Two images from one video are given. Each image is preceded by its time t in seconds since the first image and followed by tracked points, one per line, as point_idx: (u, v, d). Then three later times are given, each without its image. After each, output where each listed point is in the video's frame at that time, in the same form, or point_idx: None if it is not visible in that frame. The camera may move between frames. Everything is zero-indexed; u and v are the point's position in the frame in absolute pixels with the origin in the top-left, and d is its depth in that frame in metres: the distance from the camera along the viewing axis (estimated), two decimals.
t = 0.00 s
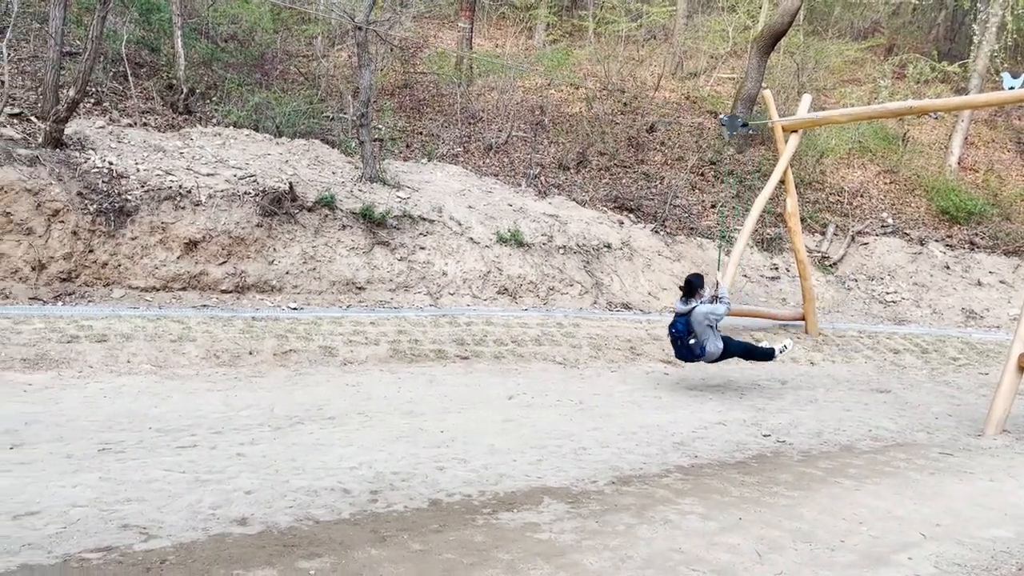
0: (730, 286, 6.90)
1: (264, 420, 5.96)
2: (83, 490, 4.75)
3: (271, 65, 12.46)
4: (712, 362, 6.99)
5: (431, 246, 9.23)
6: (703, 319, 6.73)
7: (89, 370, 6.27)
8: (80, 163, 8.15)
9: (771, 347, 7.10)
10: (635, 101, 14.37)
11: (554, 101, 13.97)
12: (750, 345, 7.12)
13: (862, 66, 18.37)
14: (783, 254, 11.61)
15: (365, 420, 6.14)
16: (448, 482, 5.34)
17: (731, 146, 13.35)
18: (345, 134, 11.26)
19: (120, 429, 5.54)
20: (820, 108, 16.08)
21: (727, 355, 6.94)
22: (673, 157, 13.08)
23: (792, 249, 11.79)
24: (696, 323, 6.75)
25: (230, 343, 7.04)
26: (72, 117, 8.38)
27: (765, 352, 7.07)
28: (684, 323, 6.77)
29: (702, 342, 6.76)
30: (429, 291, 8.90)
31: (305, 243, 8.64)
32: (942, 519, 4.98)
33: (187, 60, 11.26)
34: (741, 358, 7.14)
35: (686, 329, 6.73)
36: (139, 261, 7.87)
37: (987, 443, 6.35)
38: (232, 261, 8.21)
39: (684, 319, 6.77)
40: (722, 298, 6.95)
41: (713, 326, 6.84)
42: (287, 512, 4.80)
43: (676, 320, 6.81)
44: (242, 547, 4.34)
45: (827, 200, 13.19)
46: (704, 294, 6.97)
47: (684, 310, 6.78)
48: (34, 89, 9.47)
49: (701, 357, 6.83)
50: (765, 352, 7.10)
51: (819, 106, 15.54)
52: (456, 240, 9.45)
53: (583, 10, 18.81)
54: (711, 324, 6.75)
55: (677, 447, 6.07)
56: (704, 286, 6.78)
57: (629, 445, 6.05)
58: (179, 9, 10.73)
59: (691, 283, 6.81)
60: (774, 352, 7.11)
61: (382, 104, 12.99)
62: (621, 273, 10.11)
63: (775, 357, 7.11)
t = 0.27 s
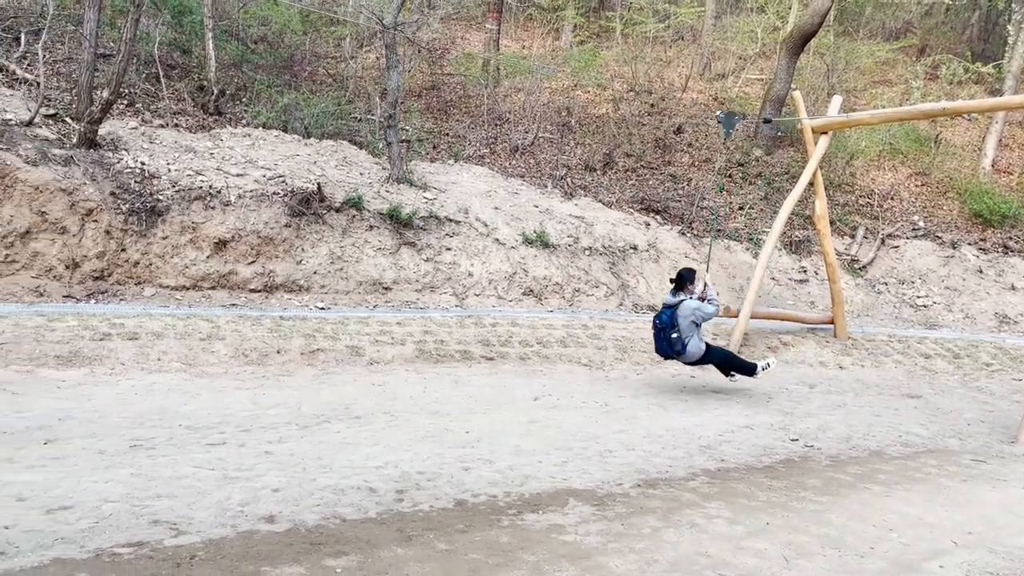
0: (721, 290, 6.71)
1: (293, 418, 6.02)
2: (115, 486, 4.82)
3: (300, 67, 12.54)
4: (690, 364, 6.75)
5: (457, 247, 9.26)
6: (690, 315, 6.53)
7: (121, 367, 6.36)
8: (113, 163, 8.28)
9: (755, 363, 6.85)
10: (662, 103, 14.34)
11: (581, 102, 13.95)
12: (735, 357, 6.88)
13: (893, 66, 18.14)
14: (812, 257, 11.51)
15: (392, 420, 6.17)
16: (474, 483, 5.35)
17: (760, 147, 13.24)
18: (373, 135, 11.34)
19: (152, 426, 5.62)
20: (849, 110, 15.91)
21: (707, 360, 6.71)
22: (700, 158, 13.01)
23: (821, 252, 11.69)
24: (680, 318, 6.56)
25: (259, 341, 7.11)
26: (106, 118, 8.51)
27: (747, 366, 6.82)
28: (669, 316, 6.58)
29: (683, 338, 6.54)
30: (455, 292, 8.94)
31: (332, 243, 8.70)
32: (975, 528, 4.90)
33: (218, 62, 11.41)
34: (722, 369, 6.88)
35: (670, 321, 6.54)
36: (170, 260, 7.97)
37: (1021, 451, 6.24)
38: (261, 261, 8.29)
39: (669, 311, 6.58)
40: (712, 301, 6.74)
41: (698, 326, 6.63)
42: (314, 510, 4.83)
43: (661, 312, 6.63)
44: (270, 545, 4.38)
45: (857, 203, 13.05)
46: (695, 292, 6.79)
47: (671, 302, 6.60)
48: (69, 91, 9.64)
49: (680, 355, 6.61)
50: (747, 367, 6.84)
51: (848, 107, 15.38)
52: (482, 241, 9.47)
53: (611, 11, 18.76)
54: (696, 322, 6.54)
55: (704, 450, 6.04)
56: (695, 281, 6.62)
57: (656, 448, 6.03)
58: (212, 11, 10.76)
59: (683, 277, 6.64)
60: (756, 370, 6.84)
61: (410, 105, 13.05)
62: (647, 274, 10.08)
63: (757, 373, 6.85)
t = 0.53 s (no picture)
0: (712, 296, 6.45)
1: (327, 417, 6.07)
2: (154, 482, 4.90)
3: (335, 68, 12.67)
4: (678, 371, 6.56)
5: (489, 248, 9.28)
6: (679, 322, 6.29)
7: (159, 365, 6.47)
8: (153, 164, 8.43)
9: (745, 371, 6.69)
10: (696, 103, 14.29)
11: (614, 103, 13.94)
12: (725, 364, 6.70)
13: (933, 67, 17.82)
14: (849, 259, 11.37)
15: (426, 420, 6.20)
16: (506, 484, 5.36)
17: (796, 149, 13.12)
18: (406, 137, 11.43)
19: (190, 423, 5.71)
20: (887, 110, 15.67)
21: (696, 368, 6.51)
22: (735, 160, 12.91)
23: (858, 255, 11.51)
24: (669, 326, 6.32)
25: (293, 341, 7.18)
26: (147, 120, 8.68)
27: (736, 374, 6.66)
28: (658, 324, 6.34)
29: (671, 346, 6.32)
30: (487, 292, 8.96)
31: (366, 243, 8.76)
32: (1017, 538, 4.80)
33: (255, 64, 11.64)
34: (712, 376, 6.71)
35: (658, 329, 6.30)
36: (207, 259, 8.08)
37: None
38: (296, 261, 8.38)
39: (658, 318, 6.34)
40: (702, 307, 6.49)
41: (688, 334, 6.40)
42: (348, 508, 4.87)
43: (650, 319, 6.38)
44: (304, 542, 4.43)
45: (895, 205, 12.87)
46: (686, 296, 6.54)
47: (660, 309, 6.35)
48: (110, 93, 9.85)
49: (668, 364, 6.40)
50: (736, 375, 6.68)
51: (886, 108, 15.16)
52: (514, 242, 9.49)
53: (645, 11, 18.71)
54: (685, 330, 6.30)
55: (738, 455, 5.98)
56: (685, 287, 6.36)
57: (689, 452, 5.99)
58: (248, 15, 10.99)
59: (672, 282, 6.37)
60: (749, 379, 6.71)
61: (443, 106, 13.11)
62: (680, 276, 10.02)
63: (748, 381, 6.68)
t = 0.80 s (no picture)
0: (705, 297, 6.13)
1: (368, 416, 6.14)
2: (200, 477, 4.99)
3: (376, 71, 12.90)
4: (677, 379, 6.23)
5: (527, 249, 9.30)
6: (672, 328, 5.97)
7: (203, 363, 6.59)
8: (198, 166, 8.60)
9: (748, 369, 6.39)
10: (737, 104, 14.35)
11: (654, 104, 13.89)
12: (727, 364, 6.39)
13: (982, 66, 17.41)
14: (894, 261, 11.24)
15: (464, 420, 6.23)
16: (545, 485, 5.36)
17: (840, 150, 12.97)
18: (446, 139, 11.51)
19: (235, 421, 5.81)
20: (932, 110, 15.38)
21: (696, 373, 6.20)
22: (777, 160, 12.80)
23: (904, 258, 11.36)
24: (663, 332, 6.00)
25: (334, 340, 7.27)
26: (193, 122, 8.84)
27: (739, 374, 6.36)
28: (650, 331, 6.03)
29: (667, 354, 6.01)
30: (525, 293, 8.97)
31: (406, 244, 8.84)
32: None
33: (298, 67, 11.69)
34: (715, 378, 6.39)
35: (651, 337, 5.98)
36: (250, 259, 8.21)
37: None
38: (337, 261, 8.48)
39: (650, 326, 6.03)
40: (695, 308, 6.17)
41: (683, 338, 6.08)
42: (388, 507, 4.92)
43: (642, 327, 6.07)
44: (345, 539, 4.48)
45: (943, 206, 12.66)
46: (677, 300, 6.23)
47: (650, 316, 6.03)
48: (157, 96, 10.07)
49: (666, 372, 6.09)
50: (740, 374, 6.38)
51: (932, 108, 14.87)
52: (553, 244, 9.50)
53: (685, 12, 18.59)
54: (679, 335, 5.99)
55: (779, 459, 5.91)
56: (674, 290, 6.04)
57: (730, 456, 5.94)
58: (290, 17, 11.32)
59: (661, 287, 6.05)
60: (753, 377, 6.40)
61: (483, 108, 13.15)
62: (721, 279, 9.93)
63: (753, 379, 6.38)
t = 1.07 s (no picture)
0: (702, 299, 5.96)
1: (413, 416, 6.20)
2: (249, 474, 5.09)
3: (420, 73, 12.85)
4: (678, 384, 6.10)
5: (570, 250, 9.31)
6: (667, 334, 5.82)
7: (252, 361, 6.72)
8: (248, 168, 8.77)
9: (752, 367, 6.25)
10: (784, 103, 14.14)
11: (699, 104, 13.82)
12: (730, 365, 6.25)
13: None
14: (947, 263, 11.06)
15: (508, 421, 6.25)
16: (589, 487, 5.36)
17: (890, 149, 12.76)
18: (489, 140, 11.58)
19: (284, 419, 5.91)
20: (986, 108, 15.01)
21: (696, 377, 6.05)
22: (825, 160, 12.65)
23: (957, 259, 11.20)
24: (659, 339, 5.86)
25: (379, 340, 7.36)
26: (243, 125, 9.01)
27: (743, 373, 6.21)
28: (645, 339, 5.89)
29: (664, 361, 5.86)
30: (568, 294, 8.98)
31: (450, 245, 8.91)
32: None
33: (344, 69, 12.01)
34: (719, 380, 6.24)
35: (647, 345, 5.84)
36: (298, 260, 8.34)
37: None
38: (382, 262, 8.57)
39: (644, 333, 5.89)
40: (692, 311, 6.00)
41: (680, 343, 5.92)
42: (433, 505, 4.96)
43: (637, 335, 5.93)
44: (391, 537, 4.53)
45: (998, 206, 12.37)
46: (673, 303, 6.08)
47: (644, 323, 5.88)
48: (207, 100, 10.31)
49: (665, 379, 5.95)
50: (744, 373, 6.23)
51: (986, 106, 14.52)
52: (596, 245, 9.51)
53: (730, 11, 18.42)
54: (676, 341, 5.84)
55: (828, 464, 5.83)
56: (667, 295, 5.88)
57: (777, 460, 5.87)
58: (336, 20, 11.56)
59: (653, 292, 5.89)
60: (757, 373, 6.26)
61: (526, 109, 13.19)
62: (767, 280, 9.83)
63: (759, 378, 6.23)
